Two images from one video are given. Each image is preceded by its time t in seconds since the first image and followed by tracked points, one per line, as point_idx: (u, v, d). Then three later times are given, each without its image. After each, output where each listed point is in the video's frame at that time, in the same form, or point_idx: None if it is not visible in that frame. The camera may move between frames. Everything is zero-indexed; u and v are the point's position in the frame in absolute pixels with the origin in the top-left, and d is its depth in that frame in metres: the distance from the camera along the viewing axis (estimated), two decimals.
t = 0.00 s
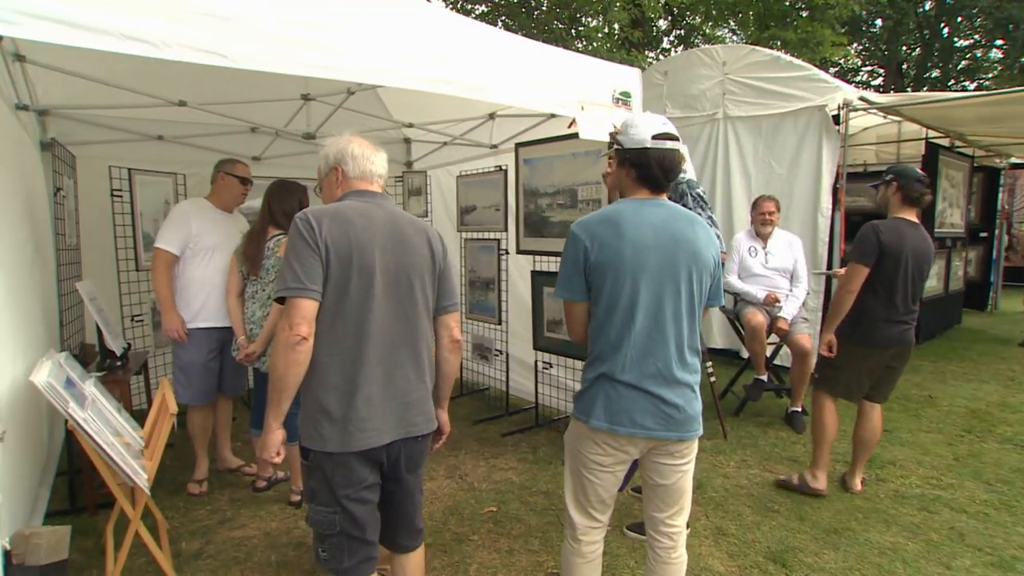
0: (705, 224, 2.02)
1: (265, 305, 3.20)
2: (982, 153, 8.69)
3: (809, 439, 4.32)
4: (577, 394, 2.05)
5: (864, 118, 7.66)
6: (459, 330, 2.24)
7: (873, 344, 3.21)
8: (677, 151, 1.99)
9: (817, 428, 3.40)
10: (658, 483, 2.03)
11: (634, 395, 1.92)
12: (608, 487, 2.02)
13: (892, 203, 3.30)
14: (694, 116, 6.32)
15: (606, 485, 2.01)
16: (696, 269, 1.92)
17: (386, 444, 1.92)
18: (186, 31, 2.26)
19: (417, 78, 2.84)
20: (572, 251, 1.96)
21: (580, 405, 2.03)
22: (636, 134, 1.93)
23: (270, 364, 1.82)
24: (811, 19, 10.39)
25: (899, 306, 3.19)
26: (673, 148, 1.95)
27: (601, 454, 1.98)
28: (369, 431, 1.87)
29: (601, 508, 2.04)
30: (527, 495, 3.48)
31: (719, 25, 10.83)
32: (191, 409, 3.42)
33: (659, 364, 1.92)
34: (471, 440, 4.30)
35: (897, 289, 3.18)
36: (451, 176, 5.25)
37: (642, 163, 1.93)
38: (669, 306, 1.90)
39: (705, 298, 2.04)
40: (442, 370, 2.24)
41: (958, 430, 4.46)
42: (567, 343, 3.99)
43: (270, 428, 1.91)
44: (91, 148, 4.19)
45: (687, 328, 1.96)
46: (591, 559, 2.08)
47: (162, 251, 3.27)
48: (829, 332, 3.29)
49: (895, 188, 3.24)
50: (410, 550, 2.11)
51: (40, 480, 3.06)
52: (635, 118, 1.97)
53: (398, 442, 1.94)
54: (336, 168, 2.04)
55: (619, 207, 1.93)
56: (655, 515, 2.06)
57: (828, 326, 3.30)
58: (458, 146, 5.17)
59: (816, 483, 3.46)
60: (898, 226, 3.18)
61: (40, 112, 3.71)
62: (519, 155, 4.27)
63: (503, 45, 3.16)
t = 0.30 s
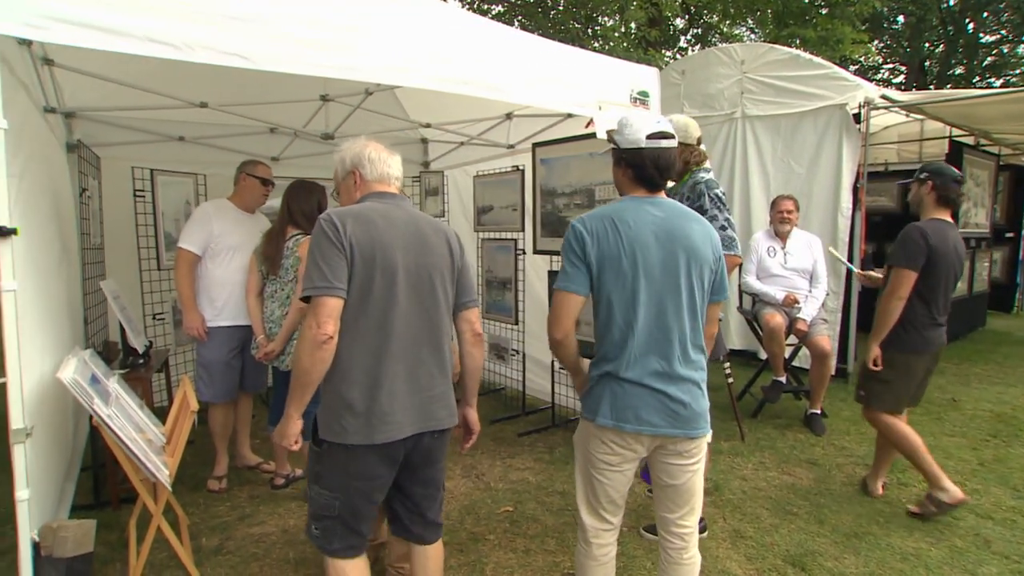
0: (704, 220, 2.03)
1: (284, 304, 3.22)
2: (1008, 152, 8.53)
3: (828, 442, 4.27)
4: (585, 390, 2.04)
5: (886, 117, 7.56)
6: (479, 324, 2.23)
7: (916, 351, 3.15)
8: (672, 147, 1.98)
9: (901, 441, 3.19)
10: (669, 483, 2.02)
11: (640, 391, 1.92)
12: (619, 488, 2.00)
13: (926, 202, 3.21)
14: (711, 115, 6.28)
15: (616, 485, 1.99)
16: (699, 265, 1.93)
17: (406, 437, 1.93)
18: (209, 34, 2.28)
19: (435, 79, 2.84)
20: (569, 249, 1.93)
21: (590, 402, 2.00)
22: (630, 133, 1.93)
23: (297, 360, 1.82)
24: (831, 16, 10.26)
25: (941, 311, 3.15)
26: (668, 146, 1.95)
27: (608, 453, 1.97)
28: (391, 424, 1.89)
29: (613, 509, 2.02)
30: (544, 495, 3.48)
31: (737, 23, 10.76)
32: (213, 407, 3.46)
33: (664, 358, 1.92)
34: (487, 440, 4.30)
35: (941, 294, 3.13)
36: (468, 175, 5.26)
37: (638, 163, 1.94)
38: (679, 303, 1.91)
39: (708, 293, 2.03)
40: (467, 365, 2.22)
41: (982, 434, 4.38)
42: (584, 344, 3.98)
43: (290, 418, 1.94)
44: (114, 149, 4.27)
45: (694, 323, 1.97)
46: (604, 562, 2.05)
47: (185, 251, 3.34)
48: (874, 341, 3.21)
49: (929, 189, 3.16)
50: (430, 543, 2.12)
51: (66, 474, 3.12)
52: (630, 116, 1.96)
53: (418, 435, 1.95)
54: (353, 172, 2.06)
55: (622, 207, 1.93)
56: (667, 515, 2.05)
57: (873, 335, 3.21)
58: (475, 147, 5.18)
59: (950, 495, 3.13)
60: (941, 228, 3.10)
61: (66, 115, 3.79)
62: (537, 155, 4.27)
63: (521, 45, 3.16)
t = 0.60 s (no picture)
0: (699, 217, 2.02)
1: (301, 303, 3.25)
2: None
3: (846, 444, 4.21)
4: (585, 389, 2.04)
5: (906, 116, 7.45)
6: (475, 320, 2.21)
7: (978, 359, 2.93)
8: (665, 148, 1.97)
9: (957, 449, 3.00)
10: (674, 480, 2.03)
11: (641, 388, 1.92)
12: (626, 487, 1.99)
13: (965, 201, 2.99)
14: (728, 114, 6.24)
15: (623, 484, 1.98)
16: (688, 262, 1.93)
17: (394, 436, 1.96)
18: (230, 36, 2.32)
19: (450, 79, 2.85)
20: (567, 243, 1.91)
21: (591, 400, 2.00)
22: (619, 135, 1.92)
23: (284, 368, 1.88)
24: (851, 14, 10.12)
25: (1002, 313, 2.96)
26: (657, 147, 1.93)
27: (612, 452, 1.97)
28: (378, 423, 1.92)
29: (621, 510, 2.00)
30: (559, 495, 3.48)
31: (754, 22, 10.67)
32: (232, 404, 3.50)
33: (659, 355, 1.94)
34: (502, 440, 4.31)
35: (1000, 296, 2.94)
36: (484, 175, 5.27)
37: (627, 165, 1.94)
38: (666, 301, 1.91)
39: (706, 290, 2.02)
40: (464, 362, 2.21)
41: (1006, 439, 4.29)
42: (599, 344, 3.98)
43: (282, 425, 1.96)
44: (136, 151, 4.33)
45: (688, 320, 1.96)
46: (614, 565, 2.02)
47: (206, 251, 3.39)
48: (923, 350, 2.98)
49: (970, 187, 2.94)
50: (433, 537, 2.10)
51: (90, 469, 3.18)
52: (619, 117, 1.96)
53: (409, 434, 1.97)
54: (340, 187, 2.11)
55: (614, 206, 1.94)
56: (674, 511, 2.06)
57: (922, 344, 2.97)
58: (490, 146, 5.19)
59: (994, 523, 3.05)
60: (993, 228, 2.88)
61: (90, 116, 3.86)
62: (552, 155, 4.27)
63: (537, 45, 3.16)
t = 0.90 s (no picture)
0: (694, 214, 2.01)
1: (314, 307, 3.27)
2: None
3: (863, 447, 4.17)
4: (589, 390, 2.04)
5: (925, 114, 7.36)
6: (431, 312, 2.24)
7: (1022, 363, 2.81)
8: (656, 149, 1.95)
9: (991, 453, 2.91)
10: (681, 477, 2.03)
11: (644, 386, 1.91)
12: (634, 488, 1.97)
13: (1011, 198, 2.83)
14: (743, 113, 6.20)
15: (630, 485, 1.97)
16: (686, 258, 1.93)
17: (349, 426, 2.01)
18: (247, 37, 2.34)
19: (464, 79, 2.85)
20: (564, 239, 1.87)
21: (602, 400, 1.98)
22: (609, 135, 1.92)
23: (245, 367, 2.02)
24: (868, 12, 9.99)
25: None
26: (647, 146, 1.91)
27: (619, 453, 1.95)
28: (329, 413, 1.99)
29: (629, 511, 1.99)
30: (572, 495, 3.48)
31: (769, 20, 10.60)
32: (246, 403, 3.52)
33: (661, 353, 1.93)
34: (515, 440, 4.31)
35: None
36: (497, 175, 5.26)
37: (616, 165, 1.94)
38: (661, 299, 1.91)
39: (701, 285, 2.00)
40: (422, 353, 2.24)
41: None
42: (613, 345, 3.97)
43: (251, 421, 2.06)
44: (154, 152, 4.39)
45: (687, 315, 1.97)
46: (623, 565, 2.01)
47: (223, 250, 3.42)
48: (961, 346, 2.89)
49: (1016, 183, 2.78)
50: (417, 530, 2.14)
51: (108, 465, 3.22)
52: (610, 117, 1.94)
53: (363, 425, 2.02)
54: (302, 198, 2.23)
55: (608, 205, 1.93)
56: (680, 506, 2.06)
57: (962, 340, 2.87)
58: (503, 147, 5.19)
59: (1017, 530, 2.98)
60: None
61: (109, 117, 3.92)
62: (566, 155, 4.27)
63: (552, 45, 3.15)
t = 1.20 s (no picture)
0: (692, 213, 1.99)
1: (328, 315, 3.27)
2: None
3: (876, 449, 4.14)
4: (591, 391, 2.05)
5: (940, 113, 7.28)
6: (407, 303, 2.23)
7: None
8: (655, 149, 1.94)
9: None
10: (684, 475, 2.03)
11: (645, 385, 1.91)
12: (638, 487, 1.97)
13: None
14: (754, 113, 6.16)
15: (634, 484, 1.96)
16: (684, 258, 1.92)
17: (325, 415, 2.05)
18: (259, 38, 2.35)
19: (474, 80, 2.85)
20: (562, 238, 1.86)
21: (605, 401, 1.98)
22: (608, 134, 1.91)
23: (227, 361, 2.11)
24: (882, 9, 9.89)
25: None
26: (646, 146, 1.91)
27: (623, 453, 1.95)
28: (304, 405, 2.04)
29: (634, 510, 1.98)
30: (583, 495, 3.47)
31: (781, 19, 10.54)
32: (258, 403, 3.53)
33: (663, 353, 1.93)
34: (525, 439, 4.31)
35: None
36: (508, 175, 5.26)
37: (616, 164, 1.93)
38: (659, 299, 1.90)
39: (698, 283, 1.98)
40: (398, 345, 2.22)
41: None
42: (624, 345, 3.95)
43: (233, 413, 2.16)
44: (168, 152, 4.43)
45: (688, 316, 1.96)
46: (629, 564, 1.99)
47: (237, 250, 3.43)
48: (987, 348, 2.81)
49: None
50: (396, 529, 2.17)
51: (123, 462, 3.26)
52: (609, 116, 1.93)
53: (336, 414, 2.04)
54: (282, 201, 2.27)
55: (607, 205, 1.92)
56: (683, 501, 2.05)
57: (989, 341, 2.79)
58: (514, 147, 5.20)
59: None
60: None
61: (123, 119, 3.97)
62: (577, 155, 4.26)
63: (563, 45, 3.15)
